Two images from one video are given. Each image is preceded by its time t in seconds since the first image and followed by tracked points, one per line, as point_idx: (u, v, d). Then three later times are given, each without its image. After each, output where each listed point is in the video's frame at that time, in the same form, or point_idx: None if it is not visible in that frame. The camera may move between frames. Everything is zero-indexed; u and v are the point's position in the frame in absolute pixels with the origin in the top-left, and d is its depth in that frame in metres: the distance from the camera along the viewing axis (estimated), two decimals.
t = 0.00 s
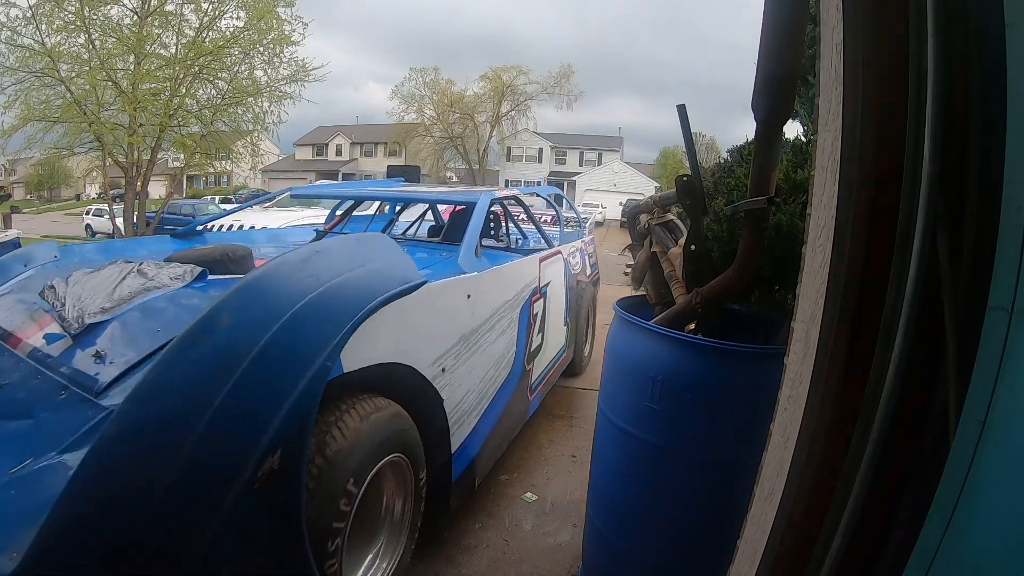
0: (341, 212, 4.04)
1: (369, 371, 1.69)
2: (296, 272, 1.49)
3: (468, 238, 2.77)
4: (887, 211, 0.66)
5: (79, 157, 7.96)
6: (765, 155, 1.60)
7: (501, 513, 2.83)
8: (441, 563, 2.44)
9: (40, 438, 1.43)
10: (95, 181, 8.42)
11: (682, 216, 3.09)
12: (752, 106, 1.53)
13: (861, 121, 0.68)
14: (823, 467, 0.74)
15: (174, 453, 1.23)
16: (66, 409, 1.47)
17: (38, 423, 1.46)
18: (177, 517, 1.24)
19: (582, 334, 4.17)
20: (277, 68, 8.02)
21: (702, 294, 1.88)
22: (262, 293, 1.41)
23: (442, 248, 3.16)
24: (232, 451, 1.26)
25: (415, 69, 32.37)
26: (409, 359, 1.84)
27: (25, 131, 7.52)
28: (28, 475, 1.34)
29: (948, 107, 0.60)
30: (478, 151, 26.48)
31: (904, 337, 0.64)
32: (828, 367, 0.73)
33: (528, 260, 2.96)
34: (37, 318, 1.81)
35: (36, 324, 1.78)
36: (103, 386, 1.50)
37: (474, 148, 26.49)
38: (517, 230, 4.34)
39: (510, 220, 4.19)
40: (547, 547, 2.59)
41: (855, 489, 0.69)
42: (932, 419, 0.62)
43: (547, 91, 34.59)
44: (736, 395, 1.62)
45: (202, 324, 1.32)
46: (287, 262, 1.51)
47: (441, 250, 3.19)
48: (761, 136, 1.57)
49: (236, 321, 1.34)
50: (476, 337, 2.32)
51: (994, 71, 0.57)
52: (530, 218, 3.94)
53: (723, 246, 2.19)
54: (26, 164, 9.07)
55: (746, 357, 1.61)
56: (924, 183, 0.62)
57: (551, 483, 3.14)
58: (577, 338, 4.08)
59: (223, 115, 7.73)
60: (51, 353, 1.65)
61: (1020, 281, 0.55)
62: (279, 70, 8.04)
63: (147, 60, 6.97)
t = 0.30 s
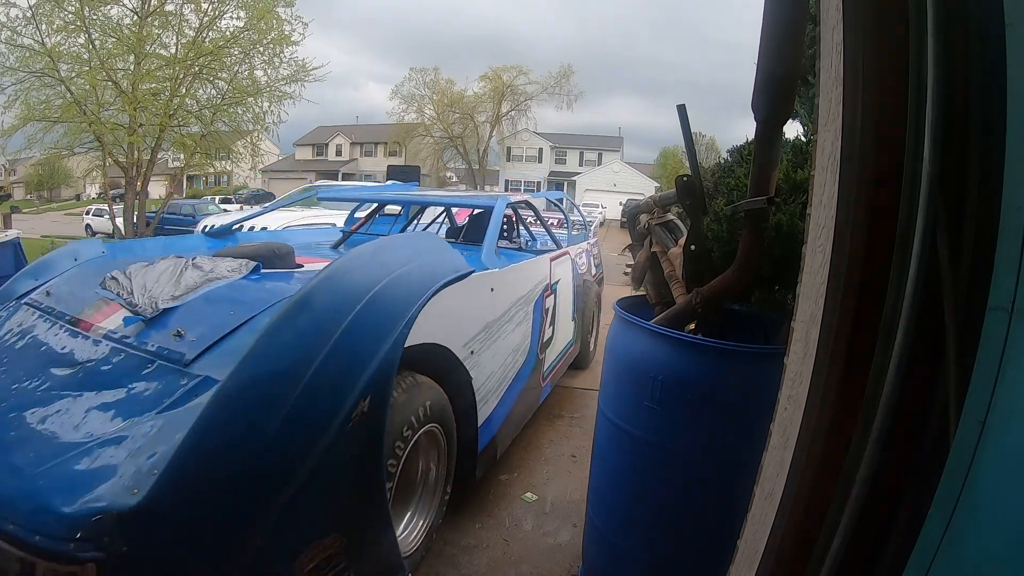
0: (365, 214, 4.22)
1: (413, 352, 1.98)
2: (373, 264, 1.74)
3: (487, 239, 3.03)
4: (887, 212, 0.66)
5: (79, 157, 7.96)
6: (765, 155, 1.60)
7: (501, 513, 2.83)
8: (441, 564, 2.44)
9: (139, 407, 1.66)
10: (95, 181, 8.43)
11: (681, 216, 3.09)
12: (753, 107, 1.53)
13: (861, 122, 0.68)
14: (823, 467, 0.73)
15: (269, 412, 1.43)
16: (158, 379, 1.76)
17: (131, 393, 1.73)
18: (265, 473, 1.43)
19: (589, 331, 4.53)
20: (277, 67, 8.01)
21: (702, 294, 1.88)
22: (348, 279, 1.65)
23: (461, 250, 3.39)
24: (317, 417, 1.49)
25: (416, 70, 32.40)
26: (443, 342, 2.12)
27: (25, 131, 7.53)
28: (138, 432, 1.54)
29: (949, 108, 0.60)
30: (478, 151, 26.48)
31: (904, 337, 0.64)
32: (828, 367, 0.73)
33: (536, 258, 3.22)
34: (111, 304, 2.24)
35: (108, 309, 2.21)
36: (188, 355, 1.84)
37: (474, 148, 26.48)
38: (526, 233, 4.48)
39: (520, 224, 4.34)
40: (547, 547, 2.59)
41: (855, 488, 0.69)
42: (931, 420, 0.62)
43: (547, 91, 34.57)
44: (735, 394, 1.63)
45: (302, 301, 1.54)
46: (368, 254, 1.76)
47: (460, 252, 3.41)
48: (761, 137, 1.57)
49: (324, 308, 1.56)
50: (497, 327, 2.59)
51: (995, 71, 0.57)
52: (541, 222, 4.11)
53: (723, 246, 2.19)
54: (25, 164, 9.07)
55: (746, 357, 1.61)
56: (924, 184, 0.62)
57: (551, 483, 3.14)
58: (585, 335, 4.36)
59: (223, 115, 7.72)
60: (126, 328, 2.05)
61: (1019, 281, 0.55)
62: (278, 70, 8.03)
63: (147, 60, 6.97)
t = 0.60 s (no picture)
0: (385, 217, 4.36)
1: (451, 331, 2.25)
2: (425, 258, 2.08)
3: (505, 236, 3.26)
4: (887, 212, 0.66)
5: (79, 157, 7.96)
6: (765, 155, 1.60)
7: (501, 513, 2.83)
8: (441, 564, 2.43)
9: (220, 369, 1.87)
10: (95, 181, 8.43)
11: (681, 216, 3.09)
12: (752, 107, 1.52)
13: (861, 123, 0.68)
14: (824, 468, 0.73)
15: (357, 370, 1.73)
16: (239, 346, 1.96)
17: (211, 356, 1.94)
18: (345, 426, 1.70)
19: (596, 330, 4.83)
20: (277, 67, 8.01)
21: (702, 294, 1.88)
22: (407, 268, 1.99)
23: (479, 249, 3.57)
24: (388, 377, 1.81)
25: (416, 70, 32.43)
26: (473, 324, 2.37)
27: (25, 131, 7.53)
28: (230, 387, 1.74)
29: (949, 108, 0.60)
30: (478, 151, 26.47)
31: (905, 337, 0.64)
32: (828, 367, 0.73)
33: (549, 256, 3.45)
34: (174, 290, 2.41)
35: (173, 294, 2.38)
36: (263, 330, 2.04)
37: (474, 148, 26.47)
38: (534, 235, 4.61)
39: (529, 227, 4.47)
40: (547, 547, 2.59)
41: (856, 489, 0.69)
42: (931, 420, 0.62)
43: (547, 91, 34.54)
44: (735, 394, 1.63)
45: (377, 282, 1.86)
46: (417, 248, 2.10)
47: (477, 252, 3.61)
48: (761, 137, 1.57)
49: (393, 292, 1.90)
50: (517, 316, 2.83)
51: (996, 71, 0.57)
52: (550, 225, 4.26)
53: (723, 246, 2.19)
54: (25, 164, 9.06)
55: (746, 358, 1.61)
56: (924, 184, 0.62)
57: (552, 483, 3.14)
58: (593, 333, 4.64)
59: (223, 115, 7.72)
60: (193, 308, 2.25)
61: (1019, 281, 0.55)
62: (279, 70, 8.02)
63: (147, 60, 6.97)
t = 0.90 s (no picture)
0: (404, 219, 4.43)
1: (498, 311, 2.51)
2: (470, 248, 2.41)
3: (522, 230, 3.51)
4: (887, 212, 0.66)
5: (79, 157, 7.96)
6: (764, 156, 1.60)
7: (501, 513, 2.83)
8: (441, 564, 2.43)
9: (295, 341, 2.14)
10: (95, 181, 8.43)
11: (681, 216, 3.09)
12: (752, 106, 1.52)
13: (862, 124, 0.68)
14: (823, 467, 0.73)
15: (420, 341, 2.02)
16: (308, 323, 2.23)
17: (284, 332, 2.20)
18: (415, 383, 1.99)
19: (600, 327, 4.97)
20: (277, 67, 8.01)
21: (702, 294, 1.87)
22: (455, 258, 2.30)
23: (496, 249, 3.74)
24: (445, 347, 2.11)
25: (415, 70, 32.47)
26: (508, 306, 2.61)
27: (25, 131, 7.54)
28: (307, 353, 2.00)
29: (949, 108, 0.60)
30: (478, 151, 26.48)
31: (905, 335, 0.64)
32: (828, 367, 0.73)
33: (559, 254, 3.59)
34: (232, 280, 2.69)
35: (232, 283, 2.65)
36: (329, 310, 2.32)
37: (474, 148, 26.48)
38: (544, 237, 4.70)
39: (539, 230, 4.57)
40: (547, 547, 2.59)
41: (856, 488, 0.69)
42: (931, 420, 0.62)
43: (547, 91, 34.55)
44: (734, 395, 1.63)
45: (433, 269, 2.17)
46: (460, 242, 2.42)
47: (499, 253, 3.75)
48: (761, 137, 1.57)
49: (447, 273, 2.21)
50: (535, 307, 3.02)
51: (996, 70, 0.57)
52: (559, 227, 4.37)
53: (723, 246, 2.19)
54: (25, 164, 9.06)
55: (746, 358, 1.61)
56: (923, 185, 0.62)
57: (551, 483, 3.14)
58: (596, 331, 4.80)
59: (223, 115, 7.72)
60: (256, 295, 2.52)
61: (1019, 281, 0.55)
62: (278, 70, 8.03)
63: (147, 60, 6.97)
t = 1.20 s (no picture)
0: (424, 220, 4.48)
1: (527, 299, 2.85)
2: (501, 246, 2.78)
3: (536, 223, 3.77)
4: (887, 211, 0.66)
5: (79, 157, 7.96)
6: (764, 156, 1.60)
7: (501, 513, 2.83)
8: (440, 565, 2.43)
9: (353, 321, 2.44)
10: (95, 181, 8.43)
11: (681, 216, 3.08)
12: (752, 106, 1.52)
13: (862, 123, 0.68)
14: (823, 467, 0.73)
15: (466, 323, 2.37)
16: (359, 304, 2.50)
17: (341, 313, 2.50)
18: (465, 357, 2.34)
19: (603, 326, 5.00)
20: (277, 68, 8.01)
21: (702, 294, 1.87)
22: (492, 256, 2.67)
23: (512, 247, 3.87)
24: (487, 329, 2.48)
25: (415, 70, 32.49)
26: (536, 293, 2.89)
27: (25, 131, 7.53)
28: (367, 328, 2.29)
29: (949, 108, 0.60)
30: (478, 151, 26.49)
31: (905, 333, 0.63)
32: (828, 367, 0.73)
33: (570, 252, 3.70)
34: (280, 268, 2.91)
35: (281, 272, 2.84)
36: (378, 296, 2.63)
37: (474, 148, 26.48)
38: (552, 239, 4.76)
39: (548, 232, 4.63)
40: (547, 547, 2.58)
41: (855, 488, 0.69)
42: (932, 421, 0.62)
43: (546, 91, 34.56)
44: (734, 396, 1.63)
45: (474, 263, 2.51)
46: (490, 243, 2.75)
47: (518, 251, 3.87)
48: (761, 137, 1.57)
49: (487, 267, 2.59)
50: (553, 298, 3.19)
51: (995, 70, 0.57)
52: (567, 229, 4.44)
53: (723, 246, 2.20)
54: (25, 164, 9.05)
55: (746, 358, 1.61)
56: (923, 184, 0.62)
57: (552, 483, 3.13)
58: (599, 331, 4.83)
59: (223, 115, 7.72)
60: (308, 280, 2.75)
61: (1019, 281, 0.55)
62: (278, 70, 8.04)
63: (147, 60, 6.97)
